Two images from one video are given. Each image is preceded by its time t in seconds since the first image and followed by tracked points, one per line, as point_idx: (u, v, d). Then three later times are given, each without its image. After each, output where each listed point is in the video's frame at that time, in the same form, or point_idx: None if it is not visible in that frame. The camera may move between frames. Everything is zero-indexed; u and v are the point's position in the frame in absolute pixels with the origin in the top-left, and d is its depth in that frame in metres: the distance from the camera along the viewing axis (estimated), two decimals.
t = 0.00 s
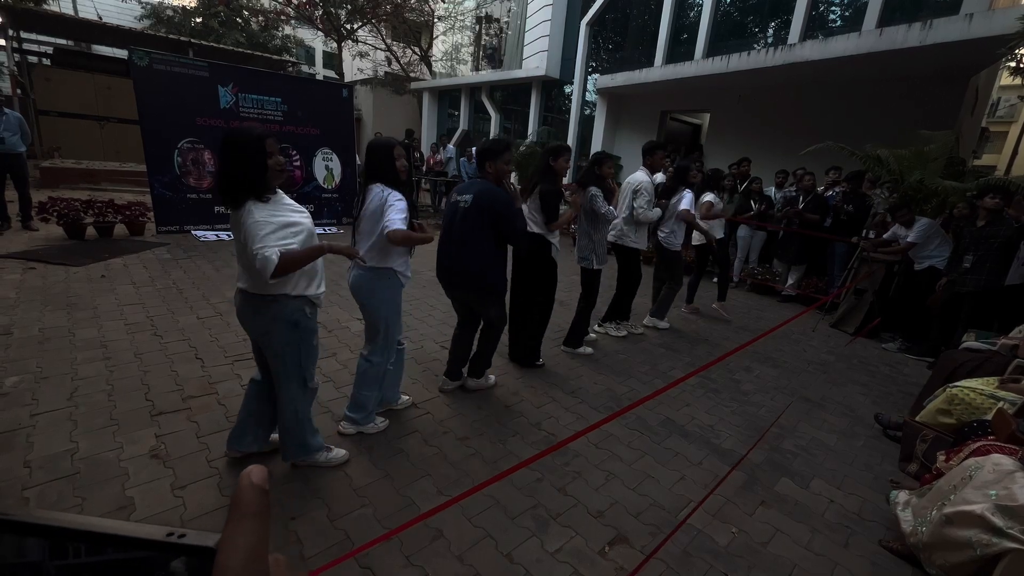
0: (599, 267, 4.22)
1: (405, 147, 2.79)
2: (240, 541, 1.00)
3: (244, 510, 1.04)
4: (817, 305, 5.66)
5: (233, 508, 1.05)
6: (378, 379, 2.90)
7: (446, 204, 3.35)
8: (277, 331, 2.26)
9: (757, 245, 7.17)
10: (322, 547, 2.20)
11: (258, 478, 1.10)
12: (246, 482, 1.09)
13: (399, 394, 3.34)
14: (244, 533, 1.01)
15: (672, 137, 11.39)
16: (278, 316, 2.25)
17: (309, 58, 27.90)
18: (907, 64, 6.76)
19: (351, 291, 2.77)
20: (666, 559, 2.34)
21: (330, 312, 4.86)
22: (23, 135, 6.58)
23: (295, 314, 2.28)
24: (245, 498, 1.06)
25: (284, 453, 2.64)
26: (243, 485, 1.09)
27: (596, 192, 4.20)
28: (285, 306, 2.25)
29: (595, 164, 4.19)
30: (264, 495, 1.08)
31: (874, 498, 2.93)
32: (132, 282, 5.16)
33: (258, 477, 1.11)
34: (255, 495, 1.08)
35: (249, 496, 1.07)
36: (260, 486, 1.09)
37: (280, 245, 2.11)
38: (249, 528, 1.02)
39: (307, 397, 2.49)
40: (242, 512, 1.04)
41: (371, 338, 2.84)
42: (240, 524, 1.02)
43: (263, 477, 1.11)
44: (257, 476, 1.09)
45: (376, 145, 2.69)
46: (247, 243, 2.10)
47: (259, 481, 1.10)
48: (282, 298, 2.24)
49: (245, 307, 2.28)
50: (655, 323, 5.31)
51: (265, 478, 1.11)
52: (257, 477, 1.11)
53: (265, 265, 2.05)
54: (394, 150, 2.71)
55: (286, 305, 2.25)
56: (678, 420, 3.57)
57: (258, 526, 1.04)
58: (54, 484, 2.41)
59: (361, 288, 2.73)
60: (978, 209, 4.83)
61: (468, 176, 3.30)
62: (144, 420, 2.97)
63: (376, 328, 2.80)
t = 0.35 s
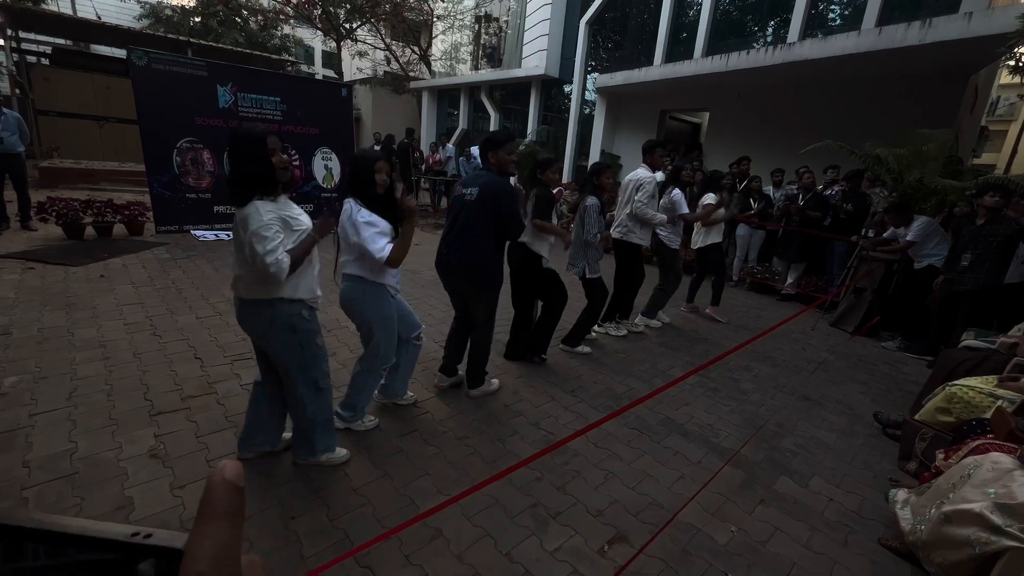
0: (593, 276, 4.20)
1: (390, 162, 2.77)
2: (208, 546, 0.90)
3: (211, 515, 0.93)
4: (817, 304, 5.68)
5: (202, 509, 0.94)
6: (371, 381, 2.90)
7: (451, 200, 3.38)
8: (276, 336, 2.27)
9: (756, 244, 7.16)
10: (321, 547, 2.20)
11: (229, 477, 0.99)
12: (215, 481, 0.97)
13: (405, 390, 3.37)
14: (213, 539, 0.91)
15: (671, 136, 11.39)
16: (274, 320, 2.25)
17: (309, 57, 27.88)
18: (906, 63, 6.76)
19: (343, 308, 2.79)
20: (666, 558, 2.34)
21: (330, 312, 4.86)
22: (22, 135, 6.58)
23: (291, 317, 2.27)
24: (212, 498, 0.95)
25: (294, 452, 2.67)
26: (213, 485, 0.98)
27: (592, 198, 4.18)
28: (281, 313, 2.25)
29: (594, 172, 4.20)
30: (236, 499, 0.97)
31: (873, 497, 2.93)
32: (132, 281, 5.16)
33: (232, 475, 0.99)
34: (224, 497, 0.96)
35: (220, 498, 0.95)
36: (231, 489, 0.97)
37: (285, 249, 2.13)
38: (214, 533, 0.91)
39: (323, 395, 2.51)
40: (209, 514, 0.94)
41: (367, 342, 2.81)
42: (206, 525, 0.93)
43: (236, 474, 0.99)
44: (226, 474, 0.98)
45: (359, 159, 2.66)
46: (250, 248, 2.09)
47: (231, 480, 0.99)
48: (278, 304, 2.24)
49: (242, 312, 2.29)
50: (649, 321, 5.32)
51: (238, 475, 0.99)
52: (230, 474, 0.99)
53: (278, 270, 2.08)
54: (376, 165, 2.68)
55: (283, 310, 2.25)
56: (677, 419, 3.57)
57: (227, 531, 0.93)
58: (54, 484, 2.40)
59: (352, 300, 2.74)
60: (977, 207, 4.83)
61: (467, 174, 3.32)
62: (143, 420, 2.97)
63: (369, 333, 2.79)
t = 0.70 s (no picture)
0: (596, 265, 4.20)
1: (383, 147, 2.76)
2: (146, 547, 0.75)
3: (150, 516, 0.78)
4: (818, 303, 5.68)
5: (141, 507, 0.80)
6: (370, 377, 2.89)
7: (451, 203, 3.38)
8: (279, 332, 2.29)
9: (757, 243, 7.14)
10: (322, 548, 2.19)
11: (175, 471, 0.84)
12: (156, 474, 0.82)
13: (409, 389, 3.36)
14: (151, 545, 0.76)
15: (672, 136, 11.39)
16: (278, 314, 2.26)
17: (309, 57, 27.90)
18: (906, 62, 6.75)
19: (334, 298, 2.78)
20: (667, 558, 2.34)
21: (330, 312, 4.86)
22: (24, 135, 6.59)
23: (294, 312, 2.28)
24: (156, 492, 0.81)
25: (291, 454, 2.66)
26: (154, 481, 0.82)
27: (591, 188, 4.27)
28: (286, 307, 2.26)
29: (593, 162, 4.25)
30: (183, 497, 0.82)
31: (875, 497, 2.93)
32: (133, 281, 5.16)
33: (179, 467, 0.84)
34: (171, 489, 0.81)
35: (159, 495, 0.81)
36: (178, 486, 0.82)
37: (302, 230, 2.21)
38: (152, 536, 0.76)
39: (316, 394, 2.50)
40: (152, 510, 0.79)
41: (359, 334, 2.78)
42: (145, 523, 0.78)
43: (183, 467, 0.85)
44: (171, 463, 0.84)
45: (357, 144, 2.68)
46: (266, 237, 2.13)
47: (181, 470, 0.84)
48: (288, 294, 2.26)
49: (246, 305, 2.29)
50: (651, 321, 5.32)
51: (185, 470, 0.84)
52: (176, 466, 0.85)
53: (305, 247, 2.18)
54: (371, 151, 2.68)
55: (289, 304, 2.26)
56: (678, 418, 3.57)
57: (170, 534, 0.78)
58: (55, 484, 2.41)
59: (342, 289, 2.74)
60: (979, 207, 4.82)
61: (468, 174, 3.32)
62: (144, 420, 2.98)
63: (359, 327, 2.77)
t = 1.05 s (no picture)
0: (598, 266, 4.21)
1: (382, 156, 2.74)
2: (45, 555, 0.95)
3: (52, 518, 0.98)
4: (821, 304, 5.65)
5: (40, 504, 0.99)
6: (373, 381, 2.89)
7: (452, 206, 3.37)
8: (281, 329, 2.28)
9: (761, 244, 7.15)
10: (326, 548, 2.19)
11: (80, 472, 1.03)
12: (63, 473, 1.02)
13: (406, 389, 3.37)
14: (41, 550, 0.95)
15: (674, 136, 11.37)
16: (281, 310, 2.25)
17: (311, 59, 28.02)
18: (910, 61, 6.73)
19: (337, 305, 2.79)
20: (669, 559, 2.32)
21: (333, 312, 4.87)
22: (29, 137, 6.63)
23: (296, 310, 2.28)
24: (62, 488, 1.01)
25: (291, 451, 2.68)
26: (58, 476, 1.02)
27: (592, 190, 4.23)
28: (287, 305, 2.26)
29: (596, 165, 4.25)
30: (82, 500, 1.02)
31: (880, 498, 2.91)
32: (136, 283, 5.19)
33: (88, 464, 1.05)
34: (74, 489, 1.01)
35: (62, 499, 1.00)
36: (79, 491, 1.02)
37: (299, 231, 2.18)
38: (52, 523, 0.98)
39: (314, 395, 2.50)
40: (54, 508, 0.99)
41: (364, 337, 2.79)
42: (47, 513, 0.98)
43: (89, 467, 1.05)
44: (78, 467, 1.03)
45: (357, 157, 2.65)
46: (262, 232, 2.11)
47: (83, 477, 1.03)
48: (288, 294, 2.25)
49: (248, 305, 2.29)
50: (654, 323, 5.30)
51: (89, 474, 1.04)
52: (82, 466, 1.04)
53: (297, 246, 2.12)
54: (370, 161, 2.66)
55: (289, 301, 2.26)
56: (682, 419, 3.55)
57: (61, 542, 0.98)
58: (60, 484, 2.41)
59: (345, 299, 2.74)
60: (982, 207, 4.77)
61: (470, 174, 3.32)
62: (148, 420, 2.99)
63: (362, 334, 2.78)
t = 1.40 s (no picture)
0: (599, 277, 4.21)
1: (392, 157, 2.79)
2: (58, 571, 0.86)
3: (56, 534, 0.90)
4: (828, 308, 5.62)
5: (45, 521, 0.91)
6: (370, 380, 2.90)
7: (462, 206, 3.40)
8: (282, 347, 2.29)
9: (767, 247, 7.11)
10: (332, 552, 2.20)
11: (93, 484, 0.96)
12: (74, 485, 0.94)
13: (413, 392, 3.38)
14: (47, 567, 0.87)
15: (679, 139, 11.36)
16: (278, 330, 2.26)
17: (317, 64, 28.28)
18: (917, 63, 6.68)
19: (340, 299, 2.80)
20: (676, 563, 2.31)
21: (339, 315, 4.89)
22: (40, 143, 6.72)
23: (294, 328, 2.28)
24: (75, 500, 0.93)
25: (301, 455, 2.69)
26: (71, 486, 0.95)
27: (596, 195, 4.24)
28: (287, 321, 2.26)
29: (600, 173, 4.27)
30: (100, 512, 0.94)
31: (889, 503, 2.88)
32: (145, 286, 5.23)
33: (100, 475, 0.97)
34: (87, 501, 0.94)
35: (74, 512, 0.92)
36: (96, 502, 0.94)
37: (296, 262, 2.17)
38: (66, 536, 0.90)
39: (329, 402, 2.51)
40: (66, 518, 0.92)
41: (361, 334, 2.77)
42: (58, 525, 0.91)
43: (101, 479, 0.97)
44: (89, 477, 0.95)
45: (368, 152, 2.69)
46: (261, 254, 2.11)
47: (95, 488, 0.95)
48: (286, 313, 2.26)
49: (247, 320, 2.29)
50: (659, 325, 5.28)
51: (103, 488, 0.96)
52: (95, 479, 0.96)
53: (283, 283, 2.11)
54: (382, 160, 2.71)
55: (288, 318, 2.27)
56: (687, 423, 3.54)
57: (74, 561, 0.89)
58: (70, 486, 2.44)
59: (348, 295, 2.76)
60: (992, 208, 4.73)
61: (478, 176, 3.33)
62: (156, 422, 3.01)
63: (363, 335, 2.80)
